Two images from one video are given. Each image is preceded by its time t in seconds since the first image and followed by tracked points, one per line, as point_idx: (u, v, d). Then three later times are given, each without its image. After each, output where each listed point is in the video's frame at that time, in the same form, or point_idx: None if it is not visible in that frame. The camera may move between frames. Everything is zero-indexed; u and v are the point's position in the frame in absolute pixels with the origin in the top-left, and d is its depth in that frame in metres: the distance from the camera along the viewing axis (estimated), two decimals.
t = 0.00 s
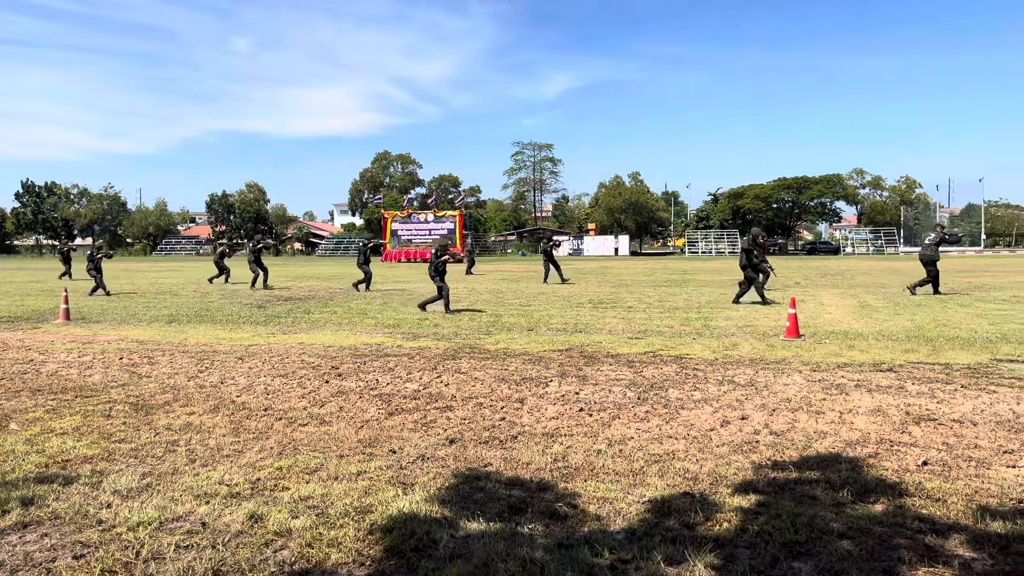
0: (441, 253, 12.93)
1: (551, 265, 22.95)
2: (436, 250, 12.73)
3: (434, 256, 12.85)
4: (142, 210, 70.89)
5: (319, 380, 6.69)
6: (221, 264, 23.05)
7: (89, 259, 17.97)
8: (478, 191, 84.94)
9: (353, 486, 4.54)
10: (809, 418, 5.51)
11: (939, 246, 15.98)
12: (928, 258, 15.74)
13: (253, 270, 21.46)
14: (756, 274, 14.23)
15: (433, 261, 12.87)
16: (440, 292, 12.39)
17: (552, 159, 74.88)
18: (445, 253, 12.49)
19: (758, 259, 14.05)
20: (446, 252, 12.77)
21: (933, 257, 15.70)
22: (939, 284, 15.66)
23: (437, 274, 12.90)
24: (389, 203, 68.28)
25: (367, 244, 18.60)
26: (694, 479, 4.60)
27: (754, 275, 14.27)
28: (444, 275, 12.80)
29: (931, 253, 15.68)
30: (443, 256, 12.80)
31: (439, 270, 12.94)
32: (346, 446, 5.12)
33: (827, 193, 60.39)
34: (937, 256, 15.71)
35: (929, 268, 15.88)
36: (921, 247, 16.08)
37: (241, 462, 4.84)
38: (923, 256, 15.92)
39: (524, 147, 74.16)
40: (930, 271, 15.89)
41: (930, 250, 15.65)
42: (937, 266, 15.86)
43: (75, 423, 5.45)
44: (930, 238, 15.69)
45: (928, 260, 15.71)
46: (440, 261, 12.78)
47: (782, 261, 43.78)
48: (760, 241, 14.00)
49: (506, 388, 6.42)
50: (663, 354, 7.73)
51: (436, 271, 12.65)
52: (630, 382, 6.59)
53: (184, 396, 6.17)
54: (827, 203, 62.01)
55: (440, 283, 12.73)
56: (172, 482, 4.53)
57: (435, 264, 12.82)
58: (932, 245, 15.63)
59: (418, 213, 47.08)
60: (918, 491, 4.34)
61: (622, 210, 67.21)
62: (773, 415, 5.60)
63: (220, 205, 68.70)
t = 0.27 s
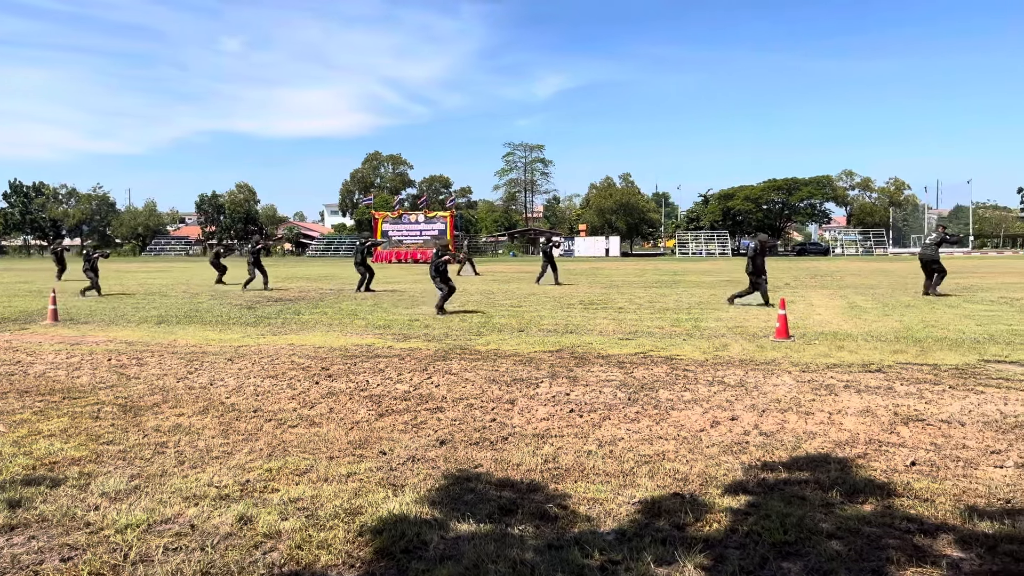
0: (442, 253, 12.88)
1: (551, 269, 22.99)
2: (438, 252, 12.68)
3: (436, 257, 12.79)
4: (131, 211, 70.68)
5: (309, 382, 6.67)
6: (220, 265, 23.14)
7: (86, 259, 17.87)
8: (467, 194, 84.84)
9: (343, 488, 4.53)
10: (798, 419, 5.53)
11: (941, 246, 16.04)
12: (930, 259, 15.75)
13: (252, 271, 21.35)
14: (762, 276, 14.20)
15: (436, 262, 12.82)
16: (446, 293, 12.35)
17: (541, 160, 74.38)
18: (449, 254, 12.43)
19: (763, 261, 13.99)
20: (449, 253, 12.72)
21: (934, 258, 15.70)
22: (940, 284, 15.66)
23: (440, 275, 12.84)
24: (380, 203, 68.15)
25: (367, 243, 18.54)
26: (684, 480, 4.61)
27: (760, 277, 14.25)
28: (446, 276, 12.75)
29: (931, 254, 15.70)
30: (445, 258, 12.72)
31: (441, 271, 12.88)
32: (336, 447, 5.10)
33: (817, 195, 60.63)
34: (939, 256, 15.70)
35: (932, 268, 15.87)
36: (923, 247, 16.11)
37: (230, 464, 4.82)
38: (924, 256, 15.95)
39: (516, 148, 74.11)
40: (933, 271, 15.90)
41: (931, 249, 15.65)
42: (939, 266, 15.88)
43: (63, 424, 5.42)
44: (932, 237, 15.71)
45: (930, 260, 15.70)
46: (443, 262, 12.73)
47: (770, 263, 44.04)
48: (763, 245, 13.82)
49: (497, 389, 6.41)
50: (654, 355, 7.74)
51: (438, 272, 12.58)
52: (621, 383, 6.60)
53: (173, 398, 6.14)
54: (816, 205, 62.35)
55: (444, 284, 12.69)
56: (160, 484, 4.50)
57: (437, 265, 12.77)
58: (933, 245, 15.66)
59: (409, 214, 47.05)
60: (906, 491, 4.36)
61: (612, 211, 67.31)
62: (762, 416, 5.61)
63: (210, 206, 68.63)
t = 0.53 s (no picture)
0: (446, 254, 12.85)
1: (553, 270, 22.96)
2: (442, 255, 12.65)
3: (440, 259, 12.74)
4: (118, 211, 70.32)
5: (297, 383, 6.65)
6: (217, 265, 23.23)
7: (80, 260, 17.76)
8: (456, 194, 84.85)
9: (332, 489, 4.51)
10: (787, 420, 5.55)
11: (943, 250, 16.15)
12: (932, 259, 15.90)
13: (251, 271, 21.25)
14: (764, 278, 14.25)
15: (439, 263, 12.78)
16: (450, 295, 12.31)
17: (529, 159, 75.20)
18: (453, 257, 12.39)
19: (763, 260, 14.10)
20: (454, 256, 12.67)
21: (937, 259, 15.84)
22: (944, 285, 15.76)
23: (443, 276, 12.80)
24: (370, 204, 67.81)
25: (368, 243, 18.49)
26: (673, 481, 4.62)
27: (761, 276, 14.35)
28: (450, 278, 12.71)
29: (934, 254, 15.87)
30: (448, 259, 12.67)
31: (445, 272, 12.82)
32: (325, 449, 5.09)
33: (805, 196, 60.98)
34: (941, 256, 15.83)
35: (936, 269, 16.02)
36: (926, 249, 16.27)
37: (218, 465, 4.79)
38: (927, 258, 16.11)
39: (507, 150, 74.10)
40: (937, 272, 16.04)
41: (934, 250, 15.82)
42: (943, 266, 16.02)
43: (50, 426, 5.38)
44: (934, 238, 15.87)
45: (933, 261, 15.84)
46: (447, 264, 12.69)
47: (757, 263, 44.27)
48: (761, 243, 14.04)
49: (486, 390, 6.41)
50: (643, 356, 7.75)
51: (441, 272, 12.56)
52: (611, 384, 6.60)
53: (161, 399, 6.11)
54: (805, 206, 62.69)
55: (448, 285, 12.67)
56: (148, 487, 4.47)
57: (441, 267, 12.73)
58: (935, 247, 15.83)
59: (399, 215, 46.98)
60: (894, 491, 4.39)
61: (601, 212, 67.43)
62: (751, 416, 5.63)
63: (199, 207, 67.72)
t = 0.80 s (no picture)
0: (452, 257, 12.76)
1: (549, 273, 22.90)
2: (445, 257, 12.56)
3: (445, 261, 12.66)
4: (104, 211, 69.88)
5: (285, 384, 6.61)
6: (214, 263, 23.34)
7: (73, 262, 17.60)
8: (444, 194, 84.81)
9: (319, 491, 4.49)
10: (774, 420, 5.57)
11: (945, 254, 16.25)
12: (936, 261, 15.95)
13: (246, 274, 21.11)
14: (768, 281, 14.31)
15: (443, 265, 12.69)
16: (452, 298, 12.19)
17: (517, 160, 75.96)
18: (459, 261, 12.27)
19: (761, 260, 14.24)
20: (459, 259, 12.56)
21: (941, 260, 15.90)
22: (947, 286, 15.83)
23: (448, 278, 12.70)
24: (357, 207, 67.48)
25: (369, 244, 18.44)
26: (660, 481, 4.63)
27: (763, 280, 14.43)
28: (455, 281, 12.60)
29: (938, 256, 15.92)
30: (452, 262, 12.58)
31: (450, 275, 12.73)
32: (313, 450, 5.06)
33: (792, 198, 61.31)
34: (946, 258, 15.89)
35: (940, 271, 16.08)
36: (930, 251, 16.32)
37: (205, 467, 4.76)
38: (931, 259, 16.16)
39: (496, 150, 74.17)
40: (940, 274, 16.10)
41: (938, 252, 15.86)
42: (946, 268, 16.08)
43: (34, 428, 5.33)
44: (939, 240, 15.91)
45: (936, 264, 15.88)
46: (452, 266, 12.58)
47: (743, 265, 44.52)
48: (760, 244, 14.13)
49: (474, 391, 6.40)
50: (631, 357, 7.77)
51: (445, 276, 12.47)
52: (599, 385, 6.61)
53: (147, 400, 6.07)
54: (792, 207, 63.05)
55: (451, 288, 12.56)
56: (133, 489, 4.44)
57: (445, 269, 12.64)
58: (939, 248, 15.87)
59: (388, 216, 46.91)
60: (879, 491, 4.41)
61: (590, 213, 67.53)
62: (738, 417, 5.65)
63: (186, 206, 67.71)
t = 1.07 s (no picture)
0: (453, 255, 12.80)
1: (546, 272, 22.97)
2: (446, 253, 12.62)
3: (445, 259, 12.70)
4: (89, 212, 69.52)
5: (272, 385, 6.58)
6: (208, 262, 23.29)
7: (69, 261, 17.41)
8: (433, 194, 84.86)
9: (306, 492, 4.47)
10: (761, 419, 5.59)
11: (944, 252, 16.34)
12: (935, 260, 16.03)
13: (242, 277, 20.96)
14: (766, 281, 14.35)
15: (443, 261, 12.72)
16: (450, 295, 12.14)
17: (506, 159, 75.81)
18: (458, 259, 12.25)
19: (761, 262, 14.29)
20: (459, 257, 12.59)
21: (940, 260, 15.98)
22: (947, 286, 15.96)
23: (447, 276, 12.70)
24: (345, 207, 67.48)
25: (365, 244, 18.37)
26: (648, 481, 4.64)
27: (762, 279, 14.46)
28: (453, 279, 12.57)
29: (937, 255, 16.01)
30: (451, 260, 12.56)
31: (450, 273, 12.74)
32: (300, 451, 5.05)
33: (779, 198, 61.61)
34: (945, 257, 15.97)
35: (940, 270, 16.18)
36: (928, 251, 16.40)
37: (191, 469, 4.74)
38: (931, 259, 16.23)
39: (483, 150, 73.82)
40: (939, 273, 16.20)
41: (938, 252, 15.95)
42: (943, 268, 16.19)
43: (18, 430, 5.29)
44: (937, 240, 16.00)
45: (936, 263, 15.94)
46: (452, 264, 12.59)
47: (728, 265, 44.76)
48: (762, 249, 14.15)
49: (462, 391, 6.39)
50: (619, 357, 7.78)
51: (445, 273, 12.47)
52: (587, 385, 6.62)
53: (133, 402, 6.03)
54: (779, 208, 63.34)
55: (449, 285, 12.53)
56: (119, 490, 4.41)
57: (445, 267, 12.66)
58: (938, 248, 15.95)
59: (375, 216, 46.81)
60: (865, 489, 4.44)
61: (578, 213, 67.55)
62: (726, 416, 5.67)
63: (172, 206, 67.43)
